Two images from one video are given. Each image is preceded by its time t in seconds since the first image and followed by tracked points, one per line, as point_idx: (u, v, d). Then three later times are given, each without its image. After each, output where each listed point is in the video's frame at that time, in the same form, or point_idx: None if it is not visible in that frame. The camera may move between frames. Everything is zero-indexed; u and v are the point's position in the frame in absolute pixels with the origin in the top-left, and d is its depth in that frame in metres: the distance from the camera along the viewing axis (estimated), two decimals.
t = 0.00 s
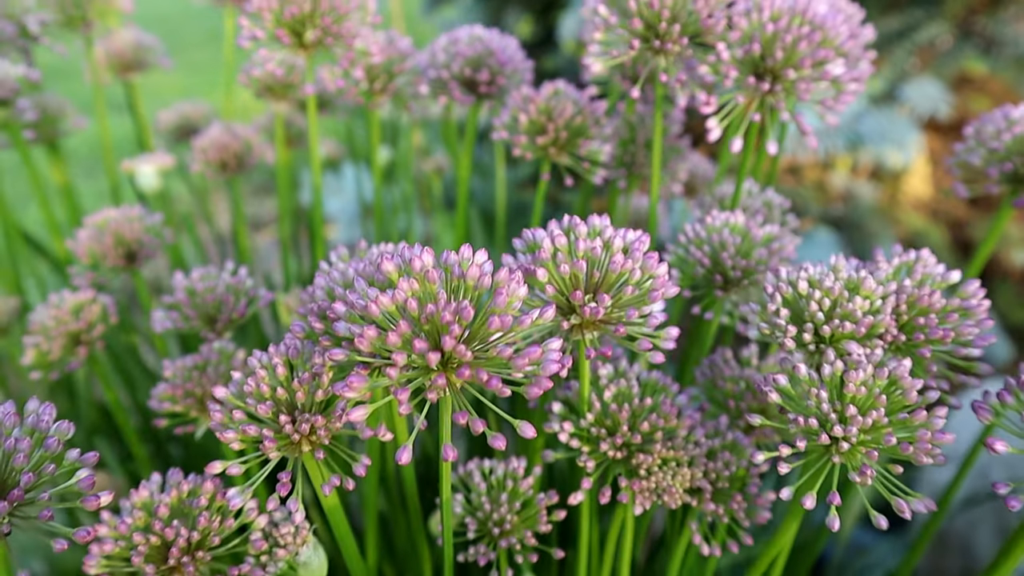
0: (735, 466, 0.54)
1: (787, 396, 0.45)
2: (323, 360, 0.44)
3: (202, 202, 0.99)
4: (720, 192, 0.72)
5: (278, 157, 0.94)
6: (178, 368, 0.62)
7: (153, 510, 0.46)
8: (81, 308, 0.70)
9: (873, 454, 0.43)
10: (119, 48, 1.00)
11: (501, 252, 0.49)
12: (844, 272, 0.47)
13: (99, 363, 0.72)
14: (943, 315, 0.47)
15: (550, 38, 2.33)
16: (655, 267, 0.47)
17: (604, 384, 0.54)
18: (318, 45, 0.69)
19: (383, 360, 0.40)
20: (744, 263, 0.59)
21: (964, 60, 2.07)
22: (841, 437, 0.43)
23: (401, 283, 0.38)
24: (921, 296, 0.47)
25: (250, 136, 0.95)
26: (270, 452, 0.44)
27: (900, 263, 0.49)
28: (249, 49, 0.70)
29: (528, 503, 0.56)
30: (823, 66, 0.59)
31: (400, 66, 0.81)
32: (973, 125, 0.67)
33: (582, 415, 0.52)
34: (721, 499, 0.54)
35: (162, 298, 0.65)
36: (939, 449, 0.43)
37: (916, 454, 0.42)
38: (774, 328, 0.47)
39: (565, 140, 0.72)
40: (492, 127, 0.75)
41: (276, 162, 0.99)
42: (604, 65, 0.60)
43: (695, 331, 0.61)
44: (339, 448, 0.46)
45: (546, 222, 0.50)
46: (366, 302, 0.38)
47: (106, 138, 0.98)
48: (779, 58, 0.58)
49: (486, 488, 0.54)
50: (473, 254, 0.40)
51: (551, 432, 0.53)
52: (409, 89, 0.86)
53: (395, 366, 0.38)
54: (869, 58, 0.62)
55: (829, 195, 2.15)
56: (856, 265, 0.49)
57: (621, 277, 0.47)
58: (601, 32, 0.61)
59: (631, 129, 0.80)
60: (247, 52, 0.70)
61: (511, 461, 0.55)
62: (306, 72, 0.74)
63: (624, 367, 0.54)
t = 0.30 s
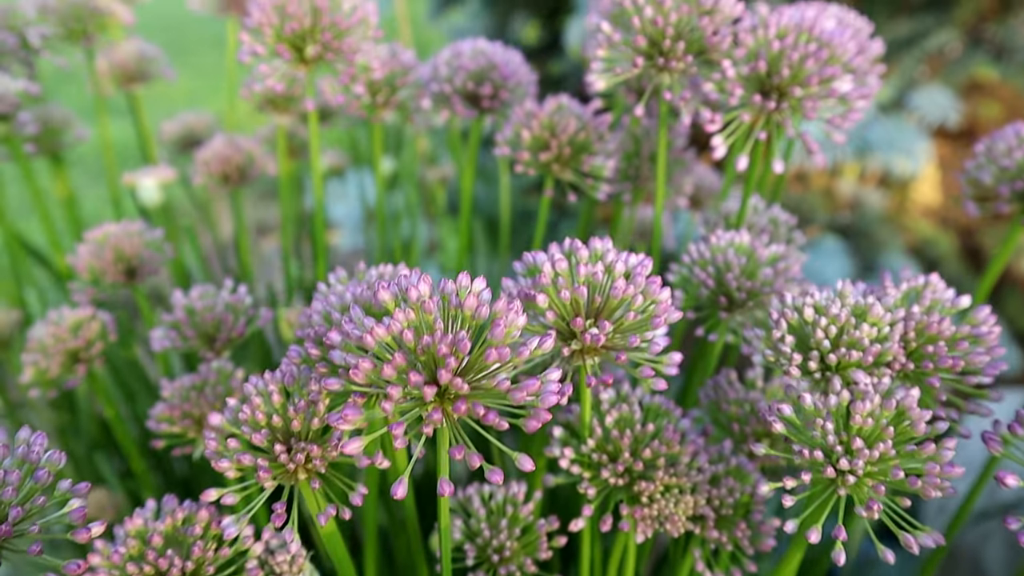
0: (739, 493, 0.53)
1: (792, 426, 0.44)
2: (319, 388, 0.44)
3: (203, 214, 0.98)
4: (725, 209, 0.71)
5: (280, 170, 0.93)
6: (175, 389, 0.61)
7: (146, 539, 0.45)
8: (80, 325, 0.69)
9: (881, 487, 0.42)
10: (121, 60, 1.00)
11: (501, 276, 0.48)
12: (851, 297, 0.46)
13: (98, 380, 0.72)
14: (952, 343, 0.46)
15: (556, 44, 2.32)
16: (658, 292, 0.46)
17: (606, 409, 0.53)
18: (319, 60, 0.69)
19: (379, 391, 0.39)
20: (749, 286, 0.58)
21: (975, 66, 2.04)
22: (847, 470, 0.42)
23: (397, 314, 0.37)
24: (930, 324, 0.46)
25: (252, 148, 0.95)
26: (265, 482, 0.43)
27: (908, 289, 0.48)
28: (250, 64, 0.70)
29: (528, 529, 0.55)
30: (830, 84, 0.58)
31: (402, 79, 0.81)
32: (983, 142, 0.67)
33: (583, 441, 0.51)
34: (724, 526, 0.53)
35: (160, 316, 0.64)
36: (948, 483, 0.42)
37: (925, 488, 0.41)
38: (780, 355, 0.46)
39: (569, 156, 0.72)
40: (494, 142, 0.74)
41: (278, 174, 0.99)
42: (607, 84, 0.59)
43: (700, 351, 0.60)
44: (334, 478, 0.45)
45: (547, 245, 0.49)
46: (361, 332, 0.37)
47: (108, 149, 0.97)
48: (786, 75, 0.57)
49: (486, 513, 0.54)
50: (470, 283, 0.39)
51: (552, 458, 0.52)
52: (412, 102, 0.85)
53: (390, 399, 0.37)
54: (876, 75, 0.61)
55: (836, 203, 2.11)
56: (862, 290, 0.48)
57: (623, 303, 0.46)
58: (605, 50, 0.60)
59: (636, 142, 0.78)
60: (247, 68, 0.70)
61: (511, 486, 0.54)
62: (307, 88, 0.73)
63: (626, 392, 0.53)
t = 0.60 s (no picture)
0: (739, 514, 0.53)
1: (794, 451, 0.44)
2: (316, 411, 0.43)
3: (201, 227, 0.98)
4: (724, 225, 0.71)
5: (276, 182, 0.92)
6: (170, 407, 0.60)
7: (140, 563, 0.45)
8: (73, 341, 0.69)
9: (885, 513, 0.41)
10: (117, 71, 0.99)
11: (500, 297, 0.47)
12: (852, 319, 0.46)
13: (91, 396, 0.71)
14: (954, 365, 0.46)
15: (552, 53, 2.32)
16: (658, 313, 0.46)
17: (605, 430, 0.52)
18: (315, 75, 0.68)
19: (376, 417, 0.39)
20: (749, 304, 0.58)
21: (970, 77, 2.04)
22: (850, 496, 0.42)
23: (396, 340, 0.37)
24: (932, 347, 0.45)
25: (247, 160, 0.94)
26: (261, 507, 0.43)
27: (910, 311, 0.48)
28: (246, 79, 0.69)
29: (527, 551, 0.54)
30: (831, 102, 0.57)
31: (399, 92, 0.80)
32: (983, 159, 0.67)
33: (582, 463, 0.51)
34: (724, 548, 0.53)
35: (155, 333, 0.63)
36: (952, 509, 0.41)
37: (929, 515, 0.41)
38: (781, 378, 0.46)
39: (567, 172, 0.71)
40: (492, 157, 0.74)
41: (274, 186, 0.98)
42: (605, 101, 0.59)
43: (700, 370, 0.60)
44: (331, 501, 0.44)
45: (546, 265, 0.49)
46: (359, 358, 0.37)
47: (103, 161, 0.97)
48: (786, 93, 0.57)
49: (484, 535, 0.53)
50: (470, 307, 0.39)
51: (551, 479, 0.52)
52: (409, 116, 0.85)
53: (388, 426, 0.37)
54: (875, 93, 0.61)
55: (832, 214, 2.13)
56: (864, 311, 0.48)
57: (623, 324, 0.46)
58: (603, 67, 0.59)
59: (633, 156, 0.77)
60: (243, 82, 0.69)
61: (511, 506, 0.54)
62: (304, 102, 0.73)
63: (626, 412, 0.53)
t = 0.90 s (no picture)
0: (743, 539, 0.52)
1: (800, 480, 0.43)
2: (316, 438, 0.43)
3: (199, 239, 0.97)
4: (727, 242, 0.70)
5: (274, 194, 0.92)
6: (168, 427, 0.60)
7: None
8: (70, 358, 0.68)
9: (891, 545, 0.41)
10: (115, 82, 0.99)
11: (502, 321, 0.47)
12: (858, 345, 0.46)
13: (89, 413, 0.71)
14: (961, 393, 0.45)
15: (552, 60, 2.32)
16: (661, 339, 0.46)
17: (607, 454, 0.52)
18: (316, 91, 0.68)
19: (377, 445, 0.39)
20: (752, 325, 0.57)
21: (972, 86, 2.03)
22: (856, 527, 0.41)
23: (397, 371, 0.37)
24: (939, 374, 0.45)
25: (246, 172, 0.94)
26: (259, 536, 0.42)
27: (916, 336, 0.47)
28: (246, 94, 0.69)
29: None
30: (835, 122, 0.57)
31: (400, 106, 0.80)
32: (988, 178, 0.67)
33: (584, 488, 0.50)
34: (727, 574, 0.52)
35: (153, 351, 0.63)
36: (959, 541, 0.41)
37: (936, 547, 0.40)
38: (785, 404, 0.45)
39: (568, 189, 0.71)
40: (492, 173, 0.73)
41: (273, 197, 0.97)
42: (608, 120, 0.59)
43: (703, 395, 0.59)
44: (330, 530, 0.44)
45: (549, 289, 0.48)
46: (359, 390, 0.37)
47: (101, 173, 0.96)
48: (791, 113, 0.57)
49: (484, 560, 0.52)
50: (472, 336, 0.39)
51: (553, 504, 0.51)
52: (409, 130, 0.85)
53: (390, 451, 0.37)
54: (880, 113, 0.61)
55: (833, 220, 2.11)
56: (868, 336, 0.47)
57: (626, 350, 0.46)
58: (606, 86, 0.59)
59: (635, 171, 0.77)
60: (243, 98, 0.69)
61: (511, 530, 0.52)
62: (304, 118, 0.72)
63: (628, 436, 0.53)
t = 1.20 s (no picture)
0: (751, 565, 0.51)
1: (812, 508, 0.42)
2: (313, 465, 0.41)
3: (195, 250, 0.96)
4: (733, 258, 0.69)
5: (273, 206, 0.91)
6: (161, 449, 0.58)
7: None
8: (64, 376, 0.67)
9: None
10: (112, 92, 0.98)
11: (504, 342, 0.46)
12: (871, 369, 0.44)
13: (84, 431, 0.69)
14: (977, 418, 0.44)
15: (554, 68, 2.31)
16: (669, 361, 0.44)
17: (612, 478, 0.51)
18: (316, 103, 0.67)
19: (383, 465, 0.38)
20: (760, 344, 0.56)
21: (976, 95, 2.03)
22: (872, 559, 0.40)
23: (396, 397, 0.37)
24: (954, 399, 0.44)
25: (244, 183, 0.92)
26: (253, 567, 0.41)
27: (930, 359, 0.46)
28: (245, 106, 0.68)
29: None
30: (845, 137, 0.56)
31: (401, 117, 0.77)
32: (1000, 196, 0.66)
33: (588, 513, 0.49)
34: None
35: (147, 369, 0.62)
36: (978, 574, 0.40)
37: None
38: (796, 430, 0.44)
39: (572, 202, 0.70)
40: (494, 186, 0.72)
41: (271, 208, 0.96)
42: (614, 134, 0.58)
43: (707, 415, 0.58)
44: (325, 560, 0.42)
45: (553, 308, 0.47)
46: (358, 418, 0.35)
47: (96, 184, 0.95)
48: (800, 128, 0.56)
49: None
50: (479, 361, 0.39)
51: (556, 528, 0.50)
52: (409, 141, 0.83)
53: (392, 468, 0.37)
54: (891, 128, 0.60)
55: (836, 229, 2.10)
56: (882, 359, 0.46)
57: (632, 373, 0.44)
58: (612, 99, 0.58)
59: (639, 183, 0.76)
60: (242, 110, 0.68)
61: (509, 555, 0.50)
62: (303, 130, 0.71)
63: (633, 459, 0.51)
